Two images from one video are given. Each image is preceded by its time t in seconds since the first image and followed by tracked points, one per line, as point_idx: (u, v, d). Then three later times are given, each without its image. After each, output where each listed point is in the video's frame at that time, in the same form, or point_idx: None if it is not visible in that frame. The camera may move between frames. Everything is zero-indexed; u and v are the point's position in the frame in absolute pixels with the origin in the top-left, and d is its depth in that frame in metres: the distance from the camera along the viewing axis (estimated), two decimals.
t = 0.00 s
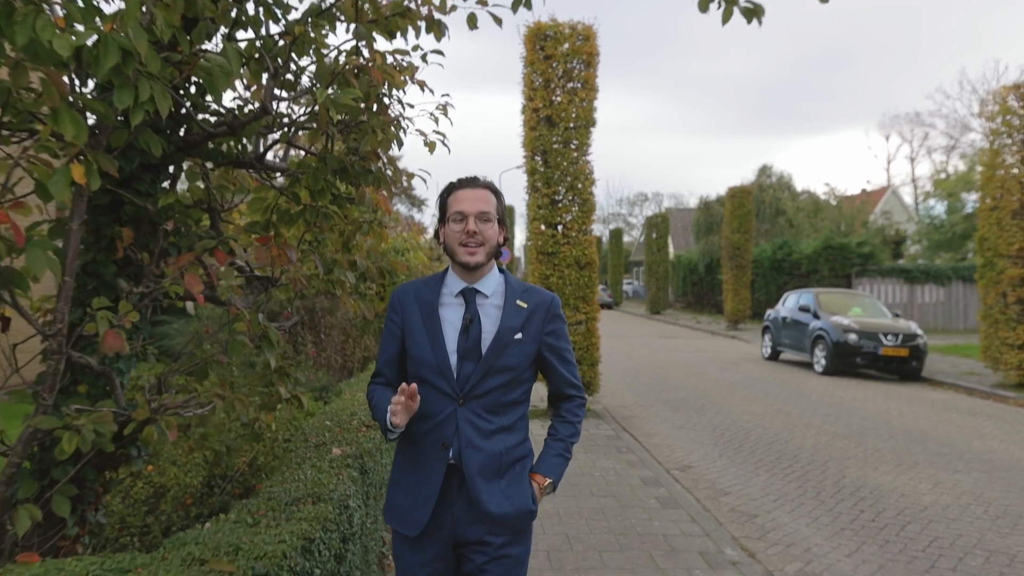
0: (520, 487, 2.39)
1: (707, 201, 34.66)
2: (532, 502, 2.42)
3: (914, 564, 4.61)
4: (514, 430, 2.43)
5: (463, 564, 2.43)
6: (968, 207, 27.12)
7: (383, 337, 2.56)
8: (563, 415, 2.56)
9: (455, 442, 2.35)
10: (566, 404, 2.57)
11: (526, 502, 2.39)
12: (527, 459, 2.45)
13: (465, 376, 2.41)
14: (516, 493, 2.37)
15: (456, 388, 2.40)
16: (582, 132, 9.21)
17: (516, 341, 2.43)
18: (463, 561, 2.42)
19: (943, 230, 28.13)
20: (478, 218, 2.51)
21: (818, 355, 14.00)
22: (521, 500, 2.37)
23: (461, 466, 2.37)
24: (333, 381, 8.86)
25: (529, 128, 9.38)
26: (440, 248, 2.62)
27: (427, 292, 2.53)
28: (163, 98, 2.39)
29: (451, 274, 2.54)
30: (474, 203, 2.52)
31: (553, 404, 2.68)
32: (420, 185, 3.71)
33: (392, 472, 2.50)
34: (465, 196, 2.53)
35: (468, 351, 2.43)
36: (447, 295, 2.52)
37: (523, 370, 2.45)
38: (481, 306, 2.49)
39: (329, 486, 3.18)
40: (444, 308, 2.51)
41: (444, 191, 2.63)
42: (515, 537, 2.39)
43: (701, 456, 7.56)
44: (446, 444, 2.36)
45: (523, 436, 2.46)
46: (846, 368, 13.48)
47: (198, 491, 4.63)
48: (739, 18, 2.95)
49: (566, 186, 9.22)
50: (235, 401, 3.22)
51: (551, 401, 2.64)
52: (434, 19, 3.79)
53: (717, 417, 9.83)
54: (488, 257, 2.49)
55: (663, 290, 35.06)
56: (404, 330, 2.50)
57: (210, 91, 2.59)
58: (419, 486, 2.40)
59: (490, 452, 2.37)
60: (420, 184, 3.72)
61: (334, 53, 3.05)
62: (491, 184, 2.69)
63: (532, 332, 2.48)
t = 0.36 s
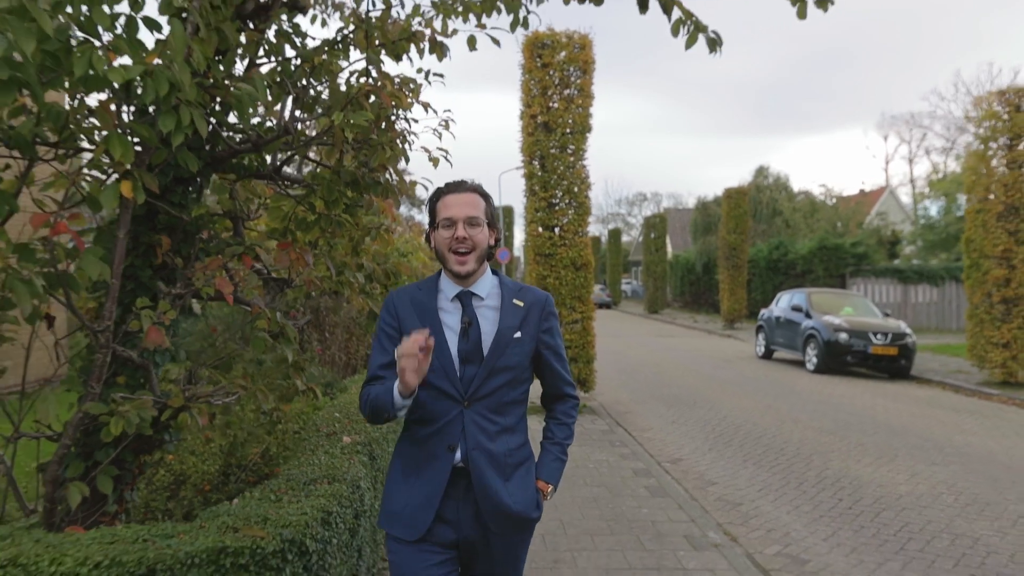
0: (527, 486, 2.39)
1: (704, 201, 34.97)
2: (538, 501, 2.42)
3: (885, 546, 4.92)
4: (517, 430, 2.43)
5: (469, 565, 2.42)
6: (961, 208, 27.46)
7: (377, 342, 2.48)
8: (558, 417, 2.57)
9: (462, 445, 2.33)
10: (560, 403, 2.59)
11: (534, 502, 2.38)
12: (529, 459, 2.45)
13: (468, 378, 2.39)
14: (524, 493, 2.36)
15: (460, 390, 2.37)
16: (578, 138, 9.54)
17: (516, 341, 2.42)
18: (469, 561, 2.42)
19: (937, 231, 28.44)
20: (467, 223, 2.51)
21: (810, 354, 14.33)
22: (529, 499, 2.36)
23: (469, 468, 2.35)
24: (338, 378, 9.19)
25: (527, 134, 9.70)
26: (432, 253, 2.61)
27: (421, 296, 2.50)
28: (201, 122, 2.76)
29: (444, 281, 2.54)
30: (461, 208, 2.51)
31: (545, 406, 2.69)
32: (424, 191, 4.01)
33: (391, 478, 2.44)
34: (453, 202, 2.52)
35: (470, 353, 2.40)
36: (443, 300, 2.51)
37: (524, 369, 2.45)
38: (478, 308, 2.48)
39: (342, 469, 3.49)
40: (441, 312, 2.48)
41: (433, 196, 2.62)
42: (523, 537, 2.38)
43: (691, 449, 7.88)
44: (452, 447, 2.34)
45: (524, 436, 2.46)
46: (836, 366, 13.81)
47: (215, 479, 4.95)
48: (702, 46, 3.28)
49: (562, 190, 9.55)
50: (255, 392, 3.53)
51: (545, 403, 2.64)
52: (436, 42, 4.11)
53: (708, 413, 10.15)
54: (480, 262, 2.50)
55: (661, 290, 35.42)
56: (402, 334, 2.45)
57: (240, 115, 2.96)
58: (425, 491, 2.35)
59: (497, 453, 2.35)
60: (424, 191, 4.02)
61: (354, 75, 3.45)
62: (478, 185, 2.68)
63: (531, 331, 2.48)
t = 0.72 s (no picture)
0: (530, 488, 2.30)
1: (703, 202, 35.35)
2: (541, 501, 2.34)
3: (861, 528, 5.25)
4: (519, 430, 2.33)
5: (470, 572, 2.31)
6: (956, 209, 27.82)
7: (371, 339, 2.31)
8: (556, 417, 2.48)
9: (465, 446, 2.21)
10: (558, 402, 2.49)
11: (537, 503, 2.30)
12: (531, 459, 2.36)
13: (470, 377, 2.26)
14: (527, 495, 2.27)
15: (463, 389, 2.24)
16: (576, 142, 9.87)
17: (519, 339, 2.31)
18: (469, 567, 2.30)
19: (932, 232, 28.76)
20: (465, 221, 2.32)
21: (804, 352, 14.65)
22: (533, 501, 2.27)
23: (473, 469, 2.23)
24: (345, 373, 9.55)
25: (527, 138, 10.04)
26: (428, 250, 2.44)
27: (417, 294, 2.34)
28: (237, 138, 3.09)
29: (440, 280, 2.37)
30: (459, 206, 2.32)
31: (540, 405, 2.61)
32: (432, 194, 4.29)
33: (388, 481, 2.29)
34: (451, 198, 2.33)
35: (472, 351, 2.27)
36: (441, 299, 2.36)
37: (526, 367, 2.35)
38: (478, 306, 2.35)
39: (358, 451, 3.84)
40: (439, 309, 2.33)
41: (429, 190, 2.42)
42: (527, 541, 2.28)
43: (684, 442, 8.20)
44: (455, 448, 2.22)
45: (525, 436, 2.36)
46: (829, 364, 14.14)
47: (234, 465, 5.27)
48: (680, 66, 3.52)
49: (561, 192, 9.88)
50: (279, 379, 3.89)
51: (540, 401, 2.55)
52: (442, 57, 4.39)
53: (702, 409, 10.48)
54: (478, 261, 2.33)
55: (659, 290, 35.81)
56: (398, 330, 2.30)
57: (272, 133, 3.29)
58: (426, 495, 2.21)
59: (502, 454, 2.25)
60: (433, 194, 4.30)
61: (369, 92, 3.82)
62: (478, 180, 2.48)
63: (532, 328, 2.38)
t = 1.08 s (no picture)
0: (524, 480, 2.41)
1: (700, 203, 35.70)
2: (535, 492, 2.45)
3: (837, 512, 5.62)
4: (513, 425, 2.44)
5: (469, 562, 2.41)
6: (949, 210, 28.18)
7: (372, 334, 2.46)
8: (550, 411, 2.60)
9: (460, 439, 2.33)
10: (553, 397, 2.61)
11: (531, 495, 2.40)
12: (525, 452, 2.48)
13: (466, 372, 2.38)
14: (521, 486, 2.38)
15: (459, 384, 2.36)
16: (572, 147, 10.23)
17: (514, 336, 2.43)
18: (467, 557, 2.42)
19: (927, 232, 29.10)
20: (468, 219, 2.46)
21: (796, 350, 15.01)
22: (526, 493, 2.38)
23: (467, 462, 2.35)
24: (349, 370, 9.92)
25: (525, 143, 10.38)
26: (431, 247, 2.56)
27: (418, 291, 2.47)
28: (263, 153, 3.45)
29: (442, 275, 2.49)
30: (463, 203, 2.46)
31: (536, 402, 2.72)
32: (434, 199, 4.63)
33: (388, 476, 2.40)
34: (455, 197, 2.46)
35: (468, 347, 2.40)
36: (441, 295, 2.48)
37: (521, 363, 2.47)
38: (476, 303, 2.47)
39: (369, 435, 4.19)
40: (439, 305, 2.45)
41: (434, 190, 2.55)
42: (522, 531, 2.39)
43: (676, 435, 8.55)
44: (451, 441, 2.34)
45: (520, 430, 2.48)
46: (820, 362, 14.50)
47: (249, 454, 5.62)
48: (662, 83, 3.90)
49: (558, 195, 10.24)
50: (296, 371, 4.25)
51: (537, 398, 2.67)
52: (444, 72, 4.72)
53: (695, 405, 10.82)
54: (479, 258, 2.45)
55: (658, 290, 36.17)
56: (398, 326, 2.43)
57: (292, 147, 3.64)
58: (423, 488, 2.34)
59: (495, 447, 2.36)
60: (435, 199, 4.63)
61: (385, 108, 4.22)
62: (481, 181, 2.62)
63: (528, 326, 2.50)
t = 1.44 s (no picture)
0: (530, 489, 2.40)
1: (698, 204, 36.05)
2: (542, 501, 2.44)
3: (815, 499, 5.97)
4: (519, 433, 2.44)
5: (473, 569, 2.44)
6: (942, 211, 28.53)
7: (381, 341, 2.50)
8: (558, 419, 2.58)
9: (464, 448, 2.34)
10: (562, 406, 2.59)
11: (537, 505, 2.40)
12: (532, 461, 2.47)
13: (472, 380, 2.39)
14: (527, 496, 2.38)
15: (464, 392, 2.37)
16: (568, 152, 10.58)
17: (521, 344, 2.43)
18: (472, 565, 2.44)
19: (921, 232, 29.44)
20: (477, 220, 2.52)
21: (788, 349, 15.35)
22: (532, 503, 2.38)
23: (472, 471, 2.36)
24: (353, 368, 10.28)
25: (522, 148, 10.72)
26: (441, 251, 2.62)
27: (428, 296, 2.50)
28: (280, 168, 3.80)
29: (453, 278, 2.54)
30: (472, 205, 2.53)
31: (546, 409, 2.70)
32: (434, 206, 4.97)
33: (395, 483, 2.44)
34: (464, 199, 2.54)
35: (475, 354, 2.40)
36: (450, 299, 2.50)
37: (528, 372, 2.46)
38: (486, 308, 2.48)
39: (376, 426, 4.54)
40: (447, 311, 2.48)
41: (443, 196, 2.63)
42: (526, 540, 2.40)
43: (667, 430, 8.90)
44: (455, 449, 2.36)
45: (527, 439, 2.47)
46: (811, 360, 14.85)
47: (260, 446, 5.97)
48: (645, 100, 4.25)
49: (554, 199, 10.59)
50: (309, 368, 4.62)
51: (546, 407, 2.67)
52: (444, 87, 5.05)
53: (688, 402, 11.16)
54: (489, 258, 2.51)
55: (655, 290, 36.55)
56: (405, 332, 2.46)
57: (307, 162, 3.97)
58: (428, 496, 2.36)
59: (500, 456, 2.37)
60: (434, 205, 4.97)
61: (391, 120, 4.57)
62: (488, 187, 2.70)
63: (536, 334, 2.49)
